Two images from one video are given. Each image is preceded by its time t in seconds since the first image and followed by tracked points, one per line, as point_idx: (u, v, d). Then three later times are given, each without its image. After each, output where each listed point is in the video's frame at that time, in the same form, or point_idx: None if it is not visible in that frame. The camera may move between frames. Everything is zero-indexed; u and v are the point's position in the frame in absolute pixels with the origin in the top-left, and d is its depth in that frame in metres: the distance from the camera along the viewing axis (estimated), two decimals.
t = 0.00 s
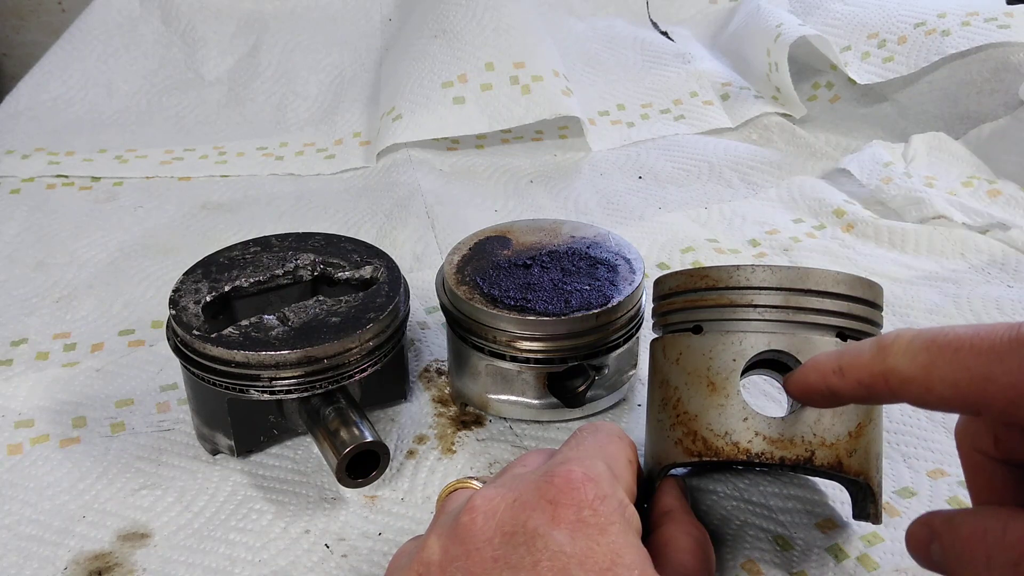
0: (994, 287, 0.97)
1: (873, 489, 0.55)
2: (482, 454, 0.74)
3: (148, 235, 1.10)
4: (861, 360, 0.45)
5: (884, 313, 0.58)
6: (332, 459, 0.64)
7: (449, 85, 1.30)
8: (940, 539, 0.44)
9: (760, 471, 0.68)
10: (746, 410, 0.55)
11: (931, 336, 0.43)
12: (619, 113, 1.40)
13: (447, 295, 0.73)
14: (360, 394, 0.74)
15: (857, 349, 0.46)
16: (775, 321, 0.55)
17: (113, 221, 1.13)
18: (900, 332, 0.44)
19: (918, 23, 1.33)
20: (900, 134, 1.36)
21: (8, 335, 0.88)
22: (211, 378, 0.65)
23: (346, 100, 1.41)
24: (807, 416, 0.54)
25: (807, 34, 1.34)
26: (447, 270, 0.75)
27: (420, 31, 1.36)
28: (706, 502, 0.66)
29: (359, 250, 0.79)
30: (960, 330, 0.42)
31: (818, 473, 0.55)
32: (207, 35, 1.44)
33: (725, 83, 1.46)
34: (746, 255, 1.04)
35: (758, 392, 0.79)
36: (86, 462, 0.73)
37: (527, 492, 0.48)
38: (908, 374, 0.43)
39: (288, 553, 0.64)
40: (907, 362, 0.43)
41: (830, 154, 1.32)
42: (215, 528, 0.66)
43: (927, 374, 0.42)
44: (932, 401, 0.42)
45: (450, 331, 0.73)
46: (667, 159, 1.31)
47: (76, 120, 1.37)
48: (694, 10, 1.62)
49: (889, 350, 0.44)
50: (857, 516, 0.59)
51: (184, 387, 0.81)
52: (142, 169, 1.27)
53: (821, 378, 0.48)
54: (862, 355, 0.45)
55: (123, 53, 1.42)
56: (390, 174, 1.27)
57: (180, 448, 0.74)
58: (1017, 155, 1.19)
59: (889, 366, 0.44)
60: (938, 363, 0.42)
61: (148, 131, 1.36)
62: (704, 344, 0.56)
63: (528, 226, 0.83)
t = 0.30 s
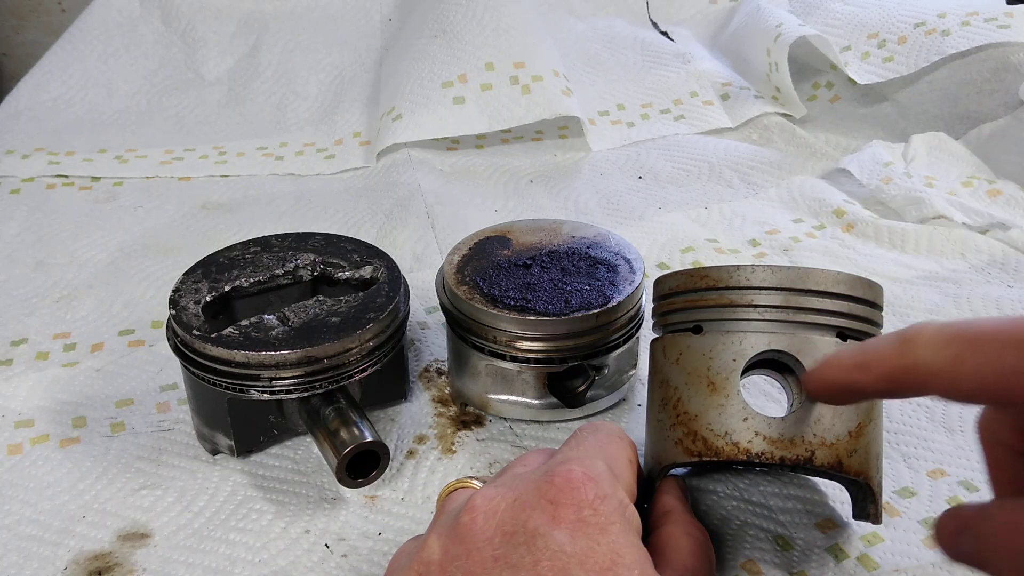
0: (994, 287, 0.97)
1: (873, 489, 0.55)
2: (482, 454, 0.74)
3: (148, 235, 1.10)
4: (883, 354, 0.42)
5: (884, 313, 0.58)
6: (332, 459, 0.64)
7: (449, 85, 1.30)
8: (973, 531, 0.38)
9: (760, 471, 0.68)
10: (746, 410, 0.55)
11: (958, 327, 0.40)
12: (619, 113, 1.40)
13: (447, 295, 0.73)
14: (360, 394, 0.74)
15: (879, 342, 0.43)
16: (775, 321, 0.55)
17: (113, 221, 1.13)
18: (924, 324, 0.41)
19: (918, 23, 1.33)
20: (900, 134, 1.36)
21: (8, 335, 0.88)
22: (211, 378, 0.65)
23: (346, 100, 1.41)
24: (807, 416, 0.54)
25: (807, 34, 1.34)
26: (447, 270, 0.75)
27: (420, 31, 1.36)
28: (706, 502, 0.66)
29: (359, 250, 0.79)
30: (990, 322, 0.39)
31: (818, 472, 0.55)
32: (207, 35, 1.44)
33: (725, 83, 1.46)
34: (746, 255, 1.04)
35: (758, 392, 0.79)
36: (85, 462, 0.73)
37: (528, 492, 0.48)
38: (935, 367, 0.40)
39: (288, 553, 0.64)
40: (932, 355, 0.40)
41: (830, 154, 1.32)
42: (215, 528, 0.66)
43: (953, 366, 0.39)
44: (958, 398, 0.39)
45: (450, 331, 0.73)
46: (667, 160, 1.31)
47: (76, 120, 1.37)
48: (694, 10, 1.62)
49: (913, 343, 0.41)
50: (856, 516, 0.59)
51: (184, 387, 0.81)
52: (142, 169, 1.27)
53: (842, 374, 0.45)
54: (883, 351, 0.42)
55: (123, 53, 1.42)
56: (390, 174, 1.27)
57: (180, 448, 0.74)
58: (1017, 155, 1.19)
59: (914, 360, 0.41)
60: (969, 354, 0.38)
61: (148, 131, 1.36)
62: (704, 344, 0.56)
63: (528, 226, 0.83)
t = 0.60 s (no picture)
0: (994, 287, 0.97)
1: (873, 489, 0.55)
2: (481, 453, 0.74)
3: (148, 235, 1.10)
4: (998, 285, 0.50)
5: (883, 313, 0.58)
6: (332, 459, 0.64)
7: (449, 85, 1.30)
8: None
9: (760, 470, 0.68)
10: (745, 409, 0.55)
11: None
12: (619, 113, 1.40)
13: (447, 295, 0.73)
14: (359, 394, 0.74)
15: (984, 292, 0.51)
16: (775, 321, 0.55)
17: (113, 221, 1.13)
18: None
19: (918, 23, 1.33)
20: (900, 133, 1.36)
21: (9, 335, 0.88)
22: (211, 378, 0.65)
23: (346, 100, 1.41)
24: (806, 416, 0.54)
25: (807, 34, 1.34)
26: (446, 270, 0.75)
27: (420, 31, 1.36)
28: (706, 502, 0.66)
29: (359, 250, 0.79)
30: None
31: (818, 472, 0.55)
32: (207, 35, 1.44)
33: (725, 83, 1.46)
34: (746, 255, 1.04)
35: (758, 391, 0.79)
36: (85, 462, 0.73)
37: (527, 490, 0.48)
38: None
39: (288, 553, 0.64)
40: None
41: (830, 154, 1.32)
42: (214, 528, 0.66)
43: None
44: None
45: (450, 331, 0.73)
46: (667, 159, 1.31)
47: (76, 120, 1.37)
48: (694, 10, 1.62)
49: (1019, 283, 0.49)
50: (856, 516, 0.59)
51: (184, 387, 0.81)
52: (142, 169, 1.27)
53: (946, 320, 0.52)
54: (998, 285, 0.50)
55: (123, 53, 1.42)
56: (390, 174, 1.27)
57: (180, 448, 0.74)
58: (1017, 155, 1.18)
59: None
60: None
61: (149, 131, 1.36)
62: (703, 344, 0.56)
63: (528, 226, 0.83)
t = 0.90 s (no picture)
0: (994, 287, 0.97)
1: (873, 490, 0.55)
2: (481, 453, 0.74)
3: (148, 235, 1.10)
4: None
5: (883, 314, 0.58)
6: (332, 458, 0.64)
7: (449, 85, 1.30)
8: None
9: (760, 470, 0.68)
10: (745, 410, 0.55)
11: None
12: (619, 113, 1.39)
13: (447, 295, 0.73)
14: (359, 394, 0.74)
15: None
16: (775, 321, 0.55)
17: (113, 221, 1.13)
18: None
19: (918, 23, 1.33)
20: (900, 134, 1.36)
21: (9, 335, 0.88)
22: (211, 378, 0.65)
23: (346, 100, 1.41)
24: (806, 416, 0.54)
25: (807, 34, 1.34)
26: (447, 270, 0.75)
27: (420, 30, 1.36)
28: (706, 502, 0.66)
29: (358, 250, 0.79)
30: None
31: (818, 472, 0.55)
32: (207, 35, 1.44)
33: (725, 83, 1.46)
34: (746, 255, 1.04)
35: (758, 392, 0.79)
36: (85, 462, 0.73)
37: (523, 488, 0.47)
38: None
39: (288, 553, 0.64)
40: None
41: (830, 154, 1.32)
42: (215, 528, 0.66)
43: None
44: None
45: (450, 331, 0.73)
46: (667, 160, 1.31)
47: (76, 120, 1.37)
48: (694, 11, 1.62)
49: None
50: (856, 516, 0.59)
51: (184, 387, 0.81)
52: (142, 169, 1.27)
53: None
54: None
55: (123, 53, 1.42)
56: (390, 174, 1.27)
57: (180, 448, 0.74)
58: (1017, 155, 1.18)
59: None
60: None
61: (149, 131, 1.36)
62: (703, 344, 0.56)
63: (528, 225, 0.83)
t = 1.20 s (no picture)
0: (994, 287, 0.97)
1: (873, 490, 0.55)
2: (482, 453, 0.74)
3: (148, 235, 1.10)
4: None
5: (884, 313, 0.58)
6: (332, 458, 0.64)
7: (449, 85, 1.30)
8: None
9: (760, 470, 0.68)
10: (746, 410, 0.55)
11: None
12: (619, 113, 1.39)
13: (447, 295, 0.73)
14: (359, 394, 0.74)
15: None
16: (775, 321, 0.55)
17: (113, 221, 1.13)
18: None
19: (918, 23, 1.33)
20: (900, 134, 1.36)
21: (9, 335, 0.88)
22: (211, 378, 0.65)
23: (346, 100, 1.41)
24: (806, 416, 0.54)
25: (807, 34, 1.34)
26: (447, 270, 0.75)
27: (420, 30, 1.36)
28: (706, 502, 0.66)
29: (358, 249, 0.79)
30: None
31: (818, 472, 0.55)
32: (207, 35, 1.44)
33: (725, 83, 1.46)
34: (746, 254, 1.04)
35: (759, 392, 0.79)
36: (85, 461, 0.73)
37: (524, 486, 0.47)
38: None
39: (288, 553, 0.64)
40: None
41: (830, 154, 1.32)
42: (215, 527, 0.66)
43: None
44: None
45: (450, 331, 0.73)
46: (667, 160, 1.31)
47: (76, 120, 1.37)
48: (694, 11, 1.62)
49: None
50: (856, 516, 0.59)
51: (184, 387, 0.81)
52: (142, 169, 1.27)
53: None
54: None
55: (123, 53, 1.42)
56: (390, 174, 1.27)
57: (180, 448, 0.74)
58: (1017, 155, 1.19)
59: None
60: None
61: (149, 131, 1.36)
62: (703, 344, 0.56)
63: (528, 225, 0.83)
